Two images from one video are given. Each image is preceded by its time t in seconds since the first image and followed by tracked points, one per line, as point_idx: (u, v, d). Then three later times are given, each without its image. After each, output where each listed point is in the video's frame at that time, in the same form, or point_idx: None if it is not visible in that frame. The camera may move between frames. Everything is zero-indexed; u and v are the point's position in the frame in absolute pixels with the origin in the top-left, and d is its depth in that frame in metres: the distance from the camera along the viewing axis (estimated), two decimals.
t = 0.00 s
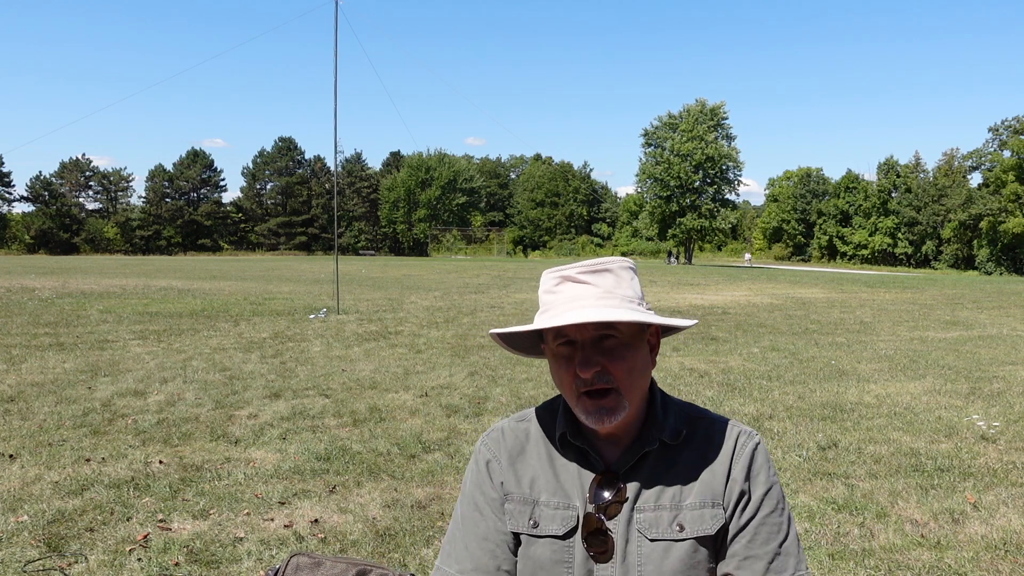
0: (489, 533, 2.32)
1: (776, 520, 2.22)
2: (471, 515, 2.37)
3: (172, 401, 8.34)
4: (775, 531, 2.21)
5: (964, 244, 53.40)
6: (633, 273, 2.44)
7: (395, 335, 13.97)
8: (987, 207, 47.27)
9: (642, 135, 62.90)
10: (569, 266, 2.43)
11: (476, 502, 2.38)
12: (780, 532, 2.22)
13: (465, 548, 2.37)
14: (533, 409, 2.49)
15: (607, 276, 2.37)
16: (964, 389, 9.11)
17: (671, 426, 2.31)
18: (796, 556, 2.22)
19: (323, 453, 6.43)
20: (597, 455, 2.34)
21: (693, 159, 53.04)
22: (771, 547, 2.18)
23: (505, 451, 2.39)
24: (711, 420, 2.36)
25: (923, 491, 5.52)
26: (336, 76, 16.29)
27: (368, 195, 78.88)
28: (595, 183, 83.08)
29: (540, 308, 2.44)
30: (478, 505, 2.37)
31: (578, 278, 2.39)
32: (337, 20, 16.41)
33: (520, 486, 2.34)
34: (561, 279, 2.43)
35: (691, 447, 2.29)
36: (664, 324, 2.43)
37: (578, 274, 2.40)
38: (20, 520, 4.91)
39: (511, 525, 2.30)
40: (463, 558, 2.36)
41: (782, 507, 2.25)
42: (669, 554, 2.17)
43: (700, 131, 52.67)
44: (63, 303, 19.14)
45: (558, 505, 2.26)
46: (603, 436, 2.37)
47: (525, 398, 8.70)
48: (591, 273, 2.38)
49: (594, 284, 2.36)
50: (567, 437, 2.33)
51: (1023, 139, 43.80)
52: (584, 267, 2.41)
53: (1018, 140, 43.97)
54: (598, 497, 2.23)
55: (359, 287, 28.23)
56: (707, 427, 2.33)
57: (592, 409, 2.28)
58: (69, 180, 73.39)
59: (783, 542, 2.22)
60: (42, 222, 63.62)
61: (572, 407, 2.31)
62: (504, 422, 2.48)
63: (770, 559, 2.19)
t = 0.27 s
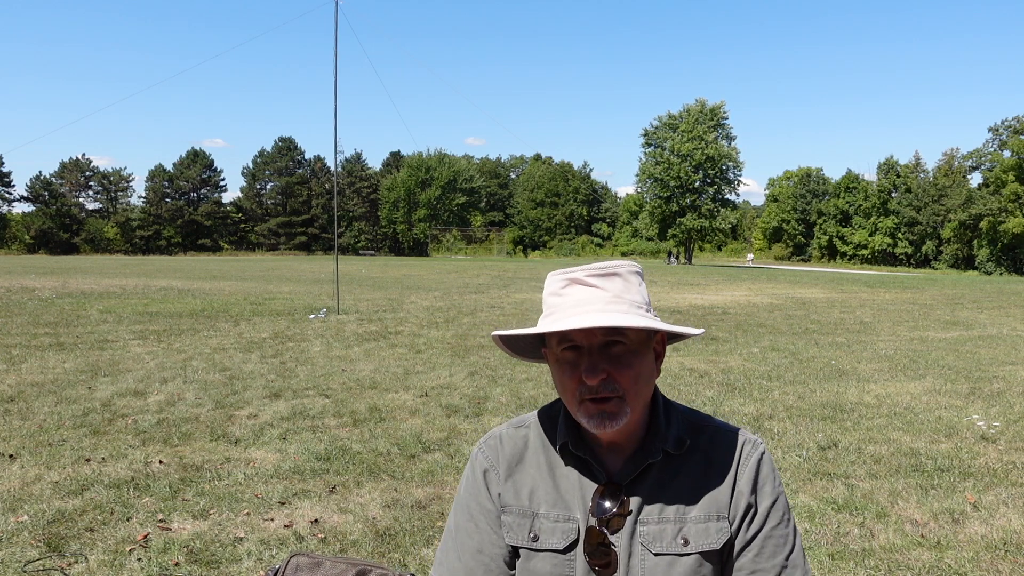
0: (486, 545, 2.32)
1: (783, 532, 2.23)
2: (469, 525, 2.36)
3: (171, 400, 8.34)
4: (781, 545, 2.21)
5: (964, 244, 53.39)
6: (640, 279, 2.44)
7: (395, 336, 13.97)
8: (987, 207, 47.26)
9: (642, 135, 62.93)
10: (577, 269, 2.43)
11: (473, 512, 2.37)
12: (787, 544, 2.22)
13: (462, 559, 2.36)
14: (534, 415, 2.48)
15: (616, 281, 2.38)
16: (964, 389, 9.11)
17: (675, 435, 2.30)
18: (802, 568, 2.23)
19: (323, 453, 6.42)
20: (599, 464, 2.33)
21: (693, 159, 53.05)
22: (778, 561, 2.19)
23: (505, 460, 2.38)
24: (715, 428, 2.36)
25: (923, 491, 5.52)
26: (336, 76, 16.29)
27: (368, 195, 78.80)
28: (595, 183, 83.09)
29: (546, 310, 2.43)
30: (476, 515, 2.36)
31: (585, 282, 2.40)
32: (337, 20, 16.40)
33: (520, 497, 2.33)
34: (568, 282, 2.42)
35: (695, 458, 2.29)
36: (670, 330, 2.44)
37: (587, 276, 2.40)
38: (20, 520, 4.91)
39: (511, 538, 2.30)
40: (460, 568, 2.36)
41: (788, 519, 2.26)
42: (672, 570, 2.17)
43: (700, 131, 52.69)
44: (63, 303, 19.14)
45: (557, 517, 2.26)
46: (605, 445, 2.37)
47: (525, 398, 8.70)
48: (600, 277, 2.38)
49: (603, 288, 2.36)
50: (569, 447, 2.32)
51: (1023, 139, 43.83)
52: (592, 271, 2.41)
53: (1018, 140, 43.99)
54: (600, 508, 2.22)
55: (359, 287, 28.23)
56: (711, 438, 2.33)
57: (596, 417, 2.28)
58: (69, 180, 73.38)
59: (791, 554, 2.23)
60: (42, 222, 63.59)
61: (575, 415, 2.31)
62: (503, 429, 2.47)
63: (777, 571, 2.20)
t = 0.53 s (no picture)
0: (484, 543, 2.32)
1: (782, 531, 2.24)
2: (468, 524, 2.36)
3: (172, 401, 8.35)
4: (780, 543, 2.22)
5: (964, 245, 53.39)
6: (644, 276, 2.45)
7: (395, 335, 13.98)
8: (987, 207, 47.24)
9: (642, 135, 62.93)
10: (581, 265, 2.43)
11: (471, 511, 2.37)
12: (785, 545, 2.23)
13: (459, 559, 2.36)
14: (533, 414, 2.48)
15: (621, 278, 2.38)
16: (964, 389, 9.11)
17: (674, 434, 2.30)
18: (800, 567, 2.23)
19: (323, 453, 6.43)
20: (598, 464, 2.33)
21: (693, 159, 53.03)
22: (778, 560, 2.20)
23: (504, 457, 2.38)
24: (716, 426, 2.36)
25: (923, 491, 5.51)
26: (336, 75, 16.25)
27: (368, 195, 78.79)
28: (595, 183, 83.08)
29: (550, 305, 2.43)
30: (474, 514, 2.36)
31: (591, 277, 2.39)
32: (337, 18, 16.36)
33: (519, 496, 2.33)
34: (573, 278, 2.42)
35: (695, 457, 2.29)
36: (671, 330, 2.44)
37: (592, 272, 2.40)
38: (20, 520, 4.91)
39: (510, 537, 2.30)
40: (459, 566, 2.37)
41: (787, 517, 2.27)
42: (672, 568, 2.18)
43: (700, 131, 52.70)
44: (63, 303, 19.14)
45: (558, 516, 2.26)
46: (605, 444, 2.37)
47: (525, 398, 8.70)
48: (605, 274, 2.38)
49: (607, 285, 2.36)
50: (570, 446, 2.32)
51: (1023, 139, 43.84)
52: (597, 268, 2.40)
53: (1018, 140, 43.99)
54: (599, 508, 2.22)
55: (358, 287, 28.23)
56: (710, 437, 2.33)
57: (600, 413, 2.27)
58: (69, 180, 73.40)
59: (789, 553, 2.23)
60: (42, 223, 63.57)
61: (578, 412, 2.30)
62: (503, 427, 2.47)
63: (775, 571, 2.20)
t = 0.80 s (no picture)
0: (481, 539, 2.32)
1: (776, 525, 2.24)
2: (466, 519, 2.36)
3: (171, 401, 8.34)
4: (773, 538, 2.22)
5: (964, 244, 53.38)
6: (641, 273, 2.45)
7: (395, 336, 13.97)
8: (987, 207, 47.25)
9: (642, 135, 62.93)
10: (581, 262, 2.42)
11: (469, 506, 2.37)
12: (778, 538, 2.23)
13: (457, 554, 2.36)
14: (531, 411, 2.47)
15: (618, 276, 2.37)
16: (964, 389, 9.11)
17: (669, 429, 2.30)
18: (794, 561, 2.23)
19: (323, 453, 6.42)
20: (595, 459, 2.33)
21: (693, 159, 53.03)
22: (770, 553, 2.20)
23: (501, 454, 2.38)
24: (711, 422, 2.36)
25: (922, 491, 5.52)
26: (336, 75, 16.25)
27: (368, 195, 78.76)
28: (595, 183, 83.08)
29: (549, 302, 2.42)
30: (472, 510, 2.36)
31: (589, 275, 2.38)
32: (337, 18, 16.37)
33: (516, 491, 2.32)
34: (572, 275, 2.41)
35: (689, 452, 2.29)
36: (667, 326, 2.44)
37: (591, 269, 2.39)
38: (20, 520, 4.91)
39: (507, 531, 2.30)
40: (457, 563, 2.36)
41: (779, 512, 2.27)
42: (666, 562, 2.18)
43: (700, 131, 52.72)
44: (63, 303, 19.13)
45: (554, 510, 2.26)
46: (601, 439, 2.37)
47: (525, 398, 8.70)
48: (603, 272, 2.37)
49: (605, 282, 2.36)
50: (566, 440, 2.32)
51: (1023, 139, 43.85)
52: (595, 265, 2.40)
53: (1018, 140, 44.00)
54: (595, 502, 2.22)
55: (358, 287, 28.22)
56: (706, 432, 2.33)
57: (598, 408, 2.27)
58: (70, 180, 73.40)
59: (782, 548, 2.23)
60: (42, 222, 63.52)
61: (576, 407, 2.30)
62: (501, 424, 2.47)
63: (768, 565, 2.20)
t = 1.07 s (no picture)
0: (477, 542, 2.32)
1: (768, 519, 2.24)
2: (461, 523, 2.36)
3: (172, 400, 8.34)
4: (766, 531, 2.22)
5: (964, 244, 53.38)
6: (625, 271, 2.45)
7: (395, 336, 13.97)
8: (987, 207, 47.24)
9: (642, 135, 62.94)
10: (564, 263, 2.42)
11: (465, 510, 2.37)
12: (771, 531, 2.23)
13: (454, 557, 2.36)
14: (523, 414, 2.48)
15: (603, 273, 2.38)
16: (964, 389, 9.11)
17: (659, 427, 2.31)
18: (786, 554, 2.23)
19: (322, 453, 6.43)
20: (587, 458, 2.33)
21: (693, 159, 53.02)
22: (763, 546, 2.19)
23: (494, 456, 2.38)
24: (701, 418, 2.36)
25: (923, 491, 5.52)
26: (336, 75, 16.26)
27: (368, 195, 78.76)
28: (595, 183, 83.08)
29: (534, 305, 2.42)
30: (468, 513, 2.36)
31: (572, 275, 2.39)
32: (337, 18, 16.38)
33: (510, 492, 2.32)
34: (557, 275, 2.41)
35: (680, 448, 2.29)
36: (653, 322, 2.45)
37: (575, 269, 2.39)
38: (20, 520, 4.91)
39: (502, 533, 2.30)
40: (454, 566, 2.36)
41: (771, 505, 2.27)
42: (660, 560, 2.18)
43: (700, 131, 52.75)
44: (63, 303, 19.13)
45: (548, 511, 2.26)
46: (594, 438, 2.37)
47: (525, 398, 8.70)
48: (587, 270, 2.38)
49: (590, 281, 2.37)
50: (558, 442, 2.32)
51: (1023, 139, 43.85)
52: (578, 264, 2.40)
53: (1018, 140, 44.01)
54: (589, 501, 2.23)
55: (358, 287, 28.22)
56: (696, 427, 2.33)
57: (587, 407, 2.28)
58: (69, 180, 73.42)
59: (774, 540, 2.23)
60: (42, 223, 63.55)
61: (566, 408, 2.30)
62: (493, 427, 2.47)
63: (761, 559, 2.20)
